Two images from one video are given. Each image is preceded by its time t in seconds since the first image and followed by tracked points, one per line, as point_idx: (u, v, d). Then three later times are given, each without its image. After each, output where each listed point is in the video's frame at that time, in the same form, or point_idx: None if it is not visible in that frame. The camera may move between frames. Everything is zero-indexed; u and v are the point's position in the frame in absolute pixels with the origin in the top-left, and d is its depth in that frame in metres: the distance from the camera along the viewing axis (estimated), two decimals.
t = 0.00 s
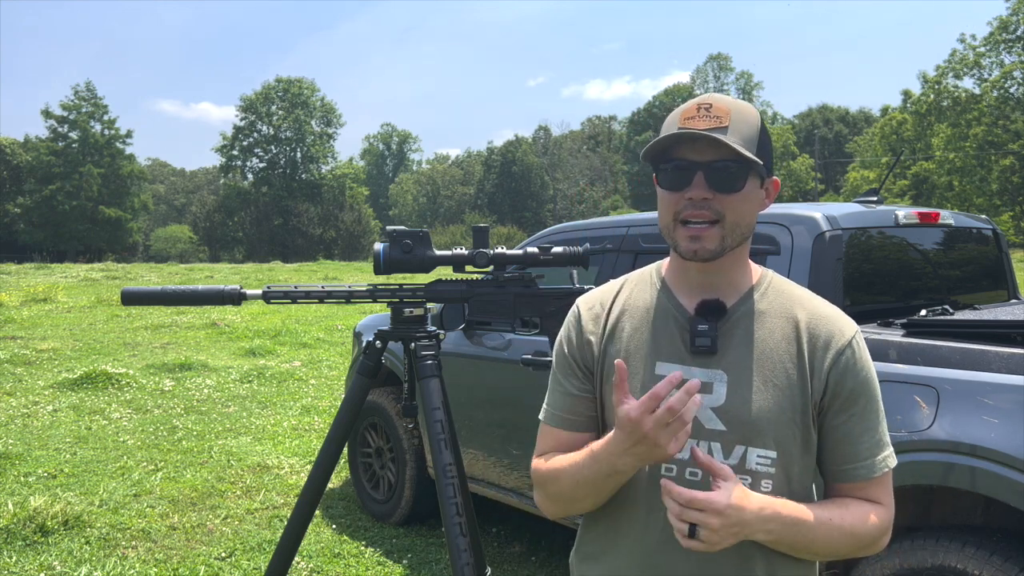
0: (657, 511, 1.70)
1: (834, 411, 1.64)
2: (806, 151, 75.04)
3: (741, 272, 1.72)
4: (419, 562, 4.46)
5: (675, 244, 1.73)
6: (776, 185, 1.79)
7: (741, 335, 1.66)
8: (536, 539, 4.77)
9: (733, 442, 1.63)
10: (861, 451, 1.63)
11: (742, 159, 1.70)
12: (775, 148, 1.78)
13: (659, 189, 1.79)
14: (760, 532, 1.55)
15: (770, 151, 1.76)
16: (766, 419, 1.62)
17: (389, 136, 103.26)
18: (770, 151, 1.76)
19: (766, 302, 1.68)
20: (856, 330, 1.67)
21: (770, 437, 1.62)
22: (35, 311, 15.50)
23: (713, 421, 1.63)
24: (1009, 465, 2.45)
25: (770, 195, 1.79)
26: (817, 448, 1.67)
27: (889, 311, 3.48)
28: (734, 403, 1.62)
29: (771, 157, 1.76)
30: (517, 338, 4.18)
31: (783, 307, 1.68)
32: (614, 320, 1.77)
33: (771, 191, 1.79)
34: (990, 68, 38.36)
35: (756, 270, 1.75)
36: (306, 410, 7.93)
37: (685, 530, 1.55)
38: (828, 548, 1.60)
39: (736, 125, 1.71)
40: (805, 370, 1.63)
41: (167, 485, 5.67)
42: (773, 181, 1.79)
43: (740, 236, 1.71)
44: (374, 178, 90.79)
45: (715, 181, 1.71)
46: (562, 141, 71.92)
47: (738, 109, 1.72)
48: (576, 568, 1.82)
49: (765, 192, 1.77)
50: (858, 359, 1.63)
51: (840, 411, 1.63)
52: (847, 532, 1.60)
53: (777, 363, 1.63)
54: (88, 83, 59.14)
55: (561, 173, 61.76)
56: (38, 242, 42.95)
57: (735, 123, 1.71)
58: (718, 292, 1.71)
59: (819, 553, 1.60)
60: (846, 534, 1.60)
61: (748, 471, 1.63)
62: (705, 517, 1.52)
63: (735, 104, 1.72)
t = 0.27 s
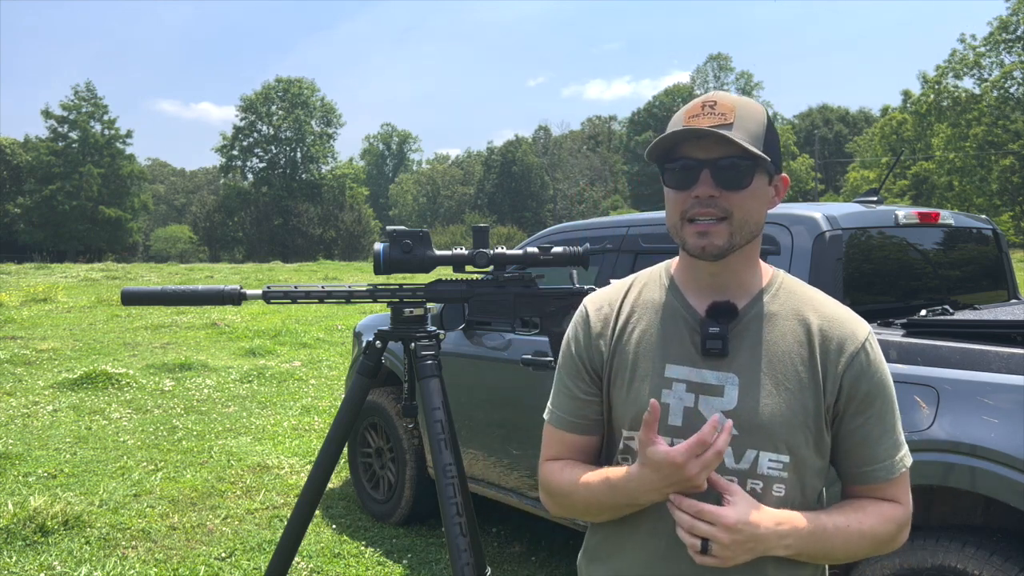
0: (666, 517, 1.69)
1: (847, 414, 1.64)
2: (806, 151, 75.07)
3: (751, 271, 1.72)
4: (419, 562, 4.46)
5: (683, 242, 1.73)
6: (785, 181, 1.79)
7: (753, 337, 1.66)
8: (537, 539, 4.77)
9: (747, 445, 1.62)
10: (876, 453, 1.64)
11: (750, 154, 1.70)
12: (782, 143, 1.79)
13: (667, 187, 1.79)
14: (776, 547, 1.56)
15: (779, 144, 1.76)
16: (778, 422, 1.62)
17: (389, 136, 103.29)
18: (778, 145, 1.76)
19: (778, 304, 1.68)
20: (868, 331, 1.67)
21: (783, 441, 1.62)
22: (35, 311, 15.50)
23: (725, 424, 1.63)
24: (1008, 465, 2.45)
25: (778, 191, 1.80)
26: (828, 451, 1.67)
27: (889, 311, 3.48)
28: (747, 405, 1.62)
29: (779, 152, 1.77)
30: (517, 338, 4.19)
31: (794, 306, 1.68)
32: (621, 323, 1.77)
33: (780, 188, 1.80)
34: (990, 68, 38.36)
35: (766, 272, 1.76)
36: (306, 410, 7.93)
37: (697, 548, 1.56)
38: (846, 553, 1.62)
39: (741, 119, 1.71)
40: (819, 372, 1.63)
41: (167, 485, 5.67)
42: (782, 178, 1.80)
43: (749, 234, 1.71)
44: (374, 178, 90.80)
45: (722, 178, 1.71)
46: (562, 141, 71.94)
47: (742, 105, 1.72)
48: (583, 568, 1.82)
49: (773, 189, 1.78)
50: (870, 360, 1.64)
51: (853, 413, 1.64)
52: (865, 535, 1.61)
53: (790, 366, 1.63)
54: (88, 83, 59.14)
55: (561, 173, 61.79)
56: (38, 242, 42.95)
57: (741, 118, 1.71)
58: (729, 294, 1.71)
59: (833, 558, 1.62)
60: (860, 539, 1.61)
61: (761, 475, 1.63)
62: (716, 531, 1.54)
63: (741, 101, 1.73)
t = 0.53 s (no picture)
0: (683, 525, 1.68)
1: (870, 413, 1.64)
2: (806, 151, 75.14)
3: (769, 272, 1.72)
4: (419, 561, 4.46)
5: (697, 243, 1.74)
6: (800, 177, 1.78)
7: (775, 336, 1.65)
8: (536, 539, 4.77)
9: (770, 446, 1.62)
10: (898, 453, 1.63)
11: (761, 153, 1.70)
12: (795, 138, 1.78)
13: (678, 190, 1.80)
14: (789, 549, 1.56)
15: (791, 143, 1.76)
16: (801, 423, 1.61)
17: (389, 136, 103.39)
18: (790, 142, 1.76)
19: (798, 304, 1.68)
20: (890, 330, 1.67)
21: (806, 442, 1.61)
22: (35, 311, 15.51)
23: (746, 425, 1.62)
24: (1008, 465, 2.45)
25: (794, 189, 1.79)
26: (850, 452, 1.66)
27: (889, 311, 3.48)
28: (769, 406, 1.62)
29: (793, 149, 1.76)
30: (518, 338, 4.20)
31: (814, 306, 1.68)
32: (639, 327, 1.77)
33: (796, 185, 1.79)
34: (990, 68, 38.38)
35: (786, 272, 1.75)
36: (306, 410, 7.93)
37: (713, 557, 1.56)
38: (864, 553, 1.62)
39: (749, 118, 1.71)
40: (841, 371, 1.63)
41: (167, 485, 5.68)
42: (797, 175, 1.79)
43: (764, 233, 1.71)
44: (374, 178, 90.85)
45: (733, 178, 1.71)
46: (562, 141, 71.97)
47: (750, 103, 1.73)
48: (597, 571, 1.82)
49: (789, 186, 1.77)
50: (893, 359, 1.64)
51: (875, 414, 1.63)
52: (880, 537, 1.61)
53: (811, 365, 1.63)
54: (88, 83, 59.17)
55: (561, 173, 61.80)
56: (39, 242, 42.96)
57: (750, 117, 1.72)
58: (749, 293, 1.71)
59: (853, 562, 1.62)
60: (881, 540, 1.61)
61: (783, 475, 1.62)
62: (729, 538, 1.54)
63: (750, 100, 1.73)
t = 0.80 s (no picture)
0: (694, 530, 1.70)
1: (897, 422, 1.58)
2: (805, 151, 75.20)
3: (800, 272, 1.70)
4: (419, 561, 4.47)
5: (718, 245, 1.75)
6: (826, 169, 1.76)
7: (801, 341, 1.63)
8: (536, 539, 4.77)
9: (792, 453, 1.62)
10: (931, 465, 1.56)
11: (777, 150, 1.69)
12: (815, 132, 1.77)
13: (699, 191, 1.82)
14: (789, 561, 1.55)
15: (811, 134, 1.74)
16: (824, 431, 1.59)
17: (389, 136, 103.43)
18: (810, 135, 1.75)
19: (827, 306, 1.65)
20: (927, 334, 1.60)
21: (830, 448, 1.59)
22: (35, 312, 15.51)
23: (769, 431, 1.63)
24: (1009, 466, 2.45)
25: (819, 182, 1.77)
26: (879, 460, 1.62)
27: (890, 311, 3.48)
28: (792, 413, 1.61)
29: (814, 140, 1.75)
30: (518, 338, 4.21)
31: (846, 309, 1.64)
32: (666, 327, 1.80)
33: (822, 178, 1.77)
34: (989, 68, 38.43)
35: (821, 273, 1.72)
36: (306, 410, 7.94)
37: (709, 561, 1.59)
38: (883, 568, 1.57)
39: (760, 115, 1.72)
40: (869, 377, 1.58)
41: (167, 485, 5.68)
42: (824, 168, 1.77)
43: (786, 232, 1.70)
44: (374, 178, 90.88)
45: (749, 177, 1.72)
46: (562, 141, 72.02)
47: (764, 101, 1.73)
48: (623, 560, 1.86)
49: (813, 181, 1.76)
50: (929, 364, 1.57)
51: (904, 424, 1.57)
52: (898, 553, 1.55)
53: (836, 372, 1.60)
54: (88, 82, 59.20)
55: (561, 174, 61.84)
56: (38, 242, 42.95)
57: (763, 114, 1.72)
58: (776, 297, 1.70)
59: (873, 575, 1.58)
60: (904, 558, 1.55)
61: (803, 483, 1.62)
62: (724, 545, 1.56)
63: (765, 96, 1.74)
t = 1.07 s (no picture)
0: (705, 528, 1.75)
1: (903, 437, 1.51)
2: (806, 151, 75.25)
3: (816, 275, 1.67)
4: (419, 562, 4.46)
5: (732, 250, 1.75)
6: (844, 172, 1.73)
7: (807, 347, 1.62)
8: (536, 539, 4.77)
9: (787, 460, 1.62)
10: (936, 484, 1.48)
11: (788, 158, 1.67)
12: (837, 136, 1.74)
13: (714, 196, 1.83)
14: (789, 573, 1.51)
15: (830, 139, 1.72)
16: (822, 441, 1.58)
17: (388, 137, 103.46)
18: (832, 138, 1.72)
19: (835, 312, 1.62)
20: (947, 343, 1.51)
21: (826, 457, 1.58)
22: (35, 311, 15.51)
23: (769, 435, 1.64)
24: (1008, 465, 2.45)
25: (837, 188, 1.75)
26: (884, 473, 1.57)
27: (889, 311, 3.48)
28: (791, 419, 1.61)
29: (832, 145, 1.72)
30: (518, 338, 4.21)
31: (858, 318, 1.59)
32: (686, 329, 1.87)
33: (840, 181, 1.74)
34: (989, 68, 38.44)
35: (839, 278, 1.68)
36: (306, 410, 7.94)
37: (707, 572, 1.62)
38: None
39: (777, 117, 1.70)
40: (872, 388, 1.54)
41: (166, 485, 5.68)
42: (841, 172, 1.74)
43: (798, 239, 1.68)
44: (374, 178, 90.90)
45: (762, 183, 1.70)
46: (562, 141, 72.05)
47: (779, 102, 1.71)
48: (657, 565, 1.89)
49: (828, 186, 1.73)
50: (944, 378, 1.47)
51: (909, 437, 1.51)
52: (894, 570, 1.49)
53: (839, 379, 1.57)
54: (88, 83, 59.21)
55: (561, 174, 61.89)
56: (38, 242, 42.94)
57: (781, 115, 1.70)
58: (787, 301, 1.69)
59: None
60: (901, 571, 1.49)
61: (800, 490, 1.62)
62: (723, 563, 1.56)
63: (782, 96, 1.72)
